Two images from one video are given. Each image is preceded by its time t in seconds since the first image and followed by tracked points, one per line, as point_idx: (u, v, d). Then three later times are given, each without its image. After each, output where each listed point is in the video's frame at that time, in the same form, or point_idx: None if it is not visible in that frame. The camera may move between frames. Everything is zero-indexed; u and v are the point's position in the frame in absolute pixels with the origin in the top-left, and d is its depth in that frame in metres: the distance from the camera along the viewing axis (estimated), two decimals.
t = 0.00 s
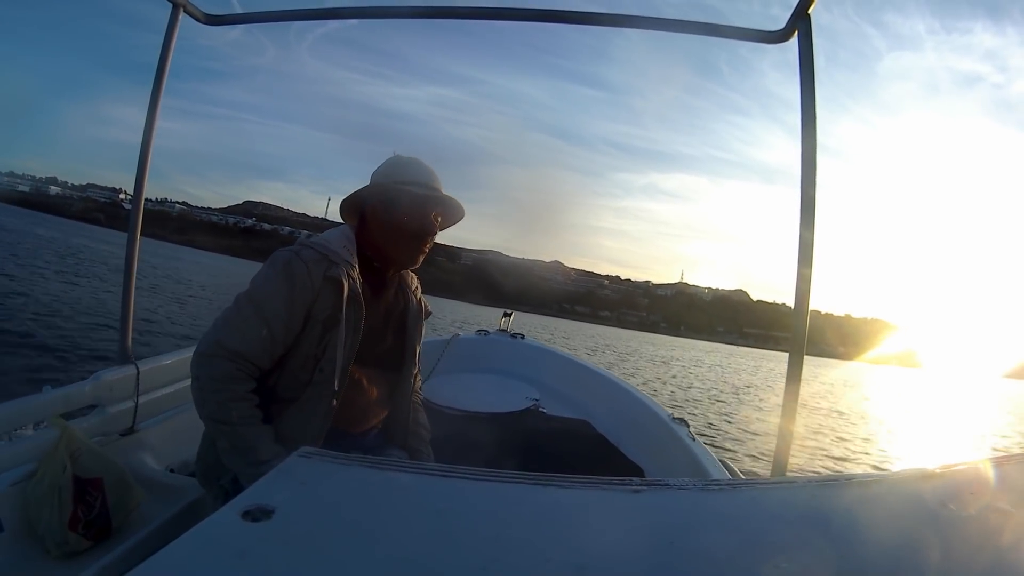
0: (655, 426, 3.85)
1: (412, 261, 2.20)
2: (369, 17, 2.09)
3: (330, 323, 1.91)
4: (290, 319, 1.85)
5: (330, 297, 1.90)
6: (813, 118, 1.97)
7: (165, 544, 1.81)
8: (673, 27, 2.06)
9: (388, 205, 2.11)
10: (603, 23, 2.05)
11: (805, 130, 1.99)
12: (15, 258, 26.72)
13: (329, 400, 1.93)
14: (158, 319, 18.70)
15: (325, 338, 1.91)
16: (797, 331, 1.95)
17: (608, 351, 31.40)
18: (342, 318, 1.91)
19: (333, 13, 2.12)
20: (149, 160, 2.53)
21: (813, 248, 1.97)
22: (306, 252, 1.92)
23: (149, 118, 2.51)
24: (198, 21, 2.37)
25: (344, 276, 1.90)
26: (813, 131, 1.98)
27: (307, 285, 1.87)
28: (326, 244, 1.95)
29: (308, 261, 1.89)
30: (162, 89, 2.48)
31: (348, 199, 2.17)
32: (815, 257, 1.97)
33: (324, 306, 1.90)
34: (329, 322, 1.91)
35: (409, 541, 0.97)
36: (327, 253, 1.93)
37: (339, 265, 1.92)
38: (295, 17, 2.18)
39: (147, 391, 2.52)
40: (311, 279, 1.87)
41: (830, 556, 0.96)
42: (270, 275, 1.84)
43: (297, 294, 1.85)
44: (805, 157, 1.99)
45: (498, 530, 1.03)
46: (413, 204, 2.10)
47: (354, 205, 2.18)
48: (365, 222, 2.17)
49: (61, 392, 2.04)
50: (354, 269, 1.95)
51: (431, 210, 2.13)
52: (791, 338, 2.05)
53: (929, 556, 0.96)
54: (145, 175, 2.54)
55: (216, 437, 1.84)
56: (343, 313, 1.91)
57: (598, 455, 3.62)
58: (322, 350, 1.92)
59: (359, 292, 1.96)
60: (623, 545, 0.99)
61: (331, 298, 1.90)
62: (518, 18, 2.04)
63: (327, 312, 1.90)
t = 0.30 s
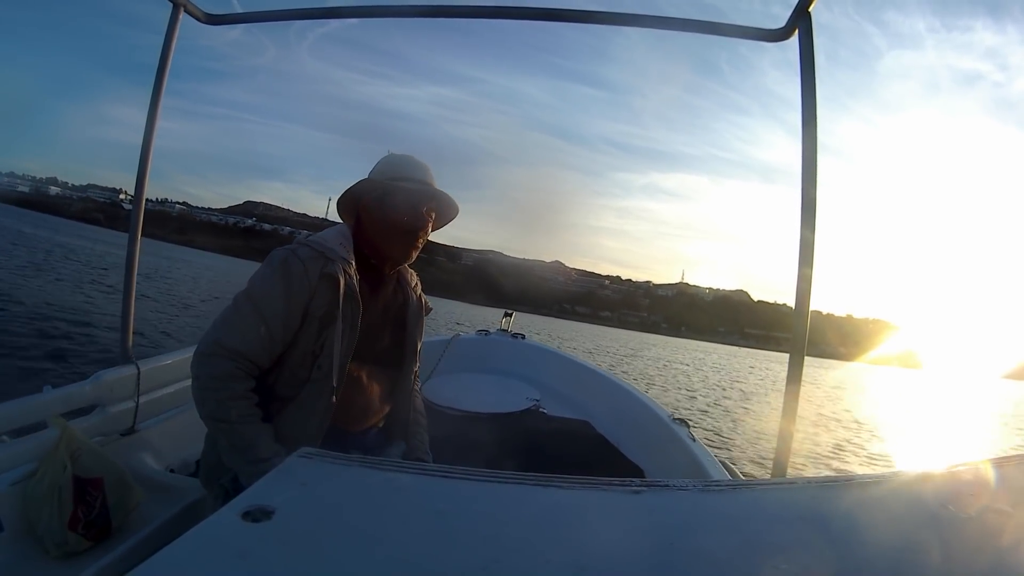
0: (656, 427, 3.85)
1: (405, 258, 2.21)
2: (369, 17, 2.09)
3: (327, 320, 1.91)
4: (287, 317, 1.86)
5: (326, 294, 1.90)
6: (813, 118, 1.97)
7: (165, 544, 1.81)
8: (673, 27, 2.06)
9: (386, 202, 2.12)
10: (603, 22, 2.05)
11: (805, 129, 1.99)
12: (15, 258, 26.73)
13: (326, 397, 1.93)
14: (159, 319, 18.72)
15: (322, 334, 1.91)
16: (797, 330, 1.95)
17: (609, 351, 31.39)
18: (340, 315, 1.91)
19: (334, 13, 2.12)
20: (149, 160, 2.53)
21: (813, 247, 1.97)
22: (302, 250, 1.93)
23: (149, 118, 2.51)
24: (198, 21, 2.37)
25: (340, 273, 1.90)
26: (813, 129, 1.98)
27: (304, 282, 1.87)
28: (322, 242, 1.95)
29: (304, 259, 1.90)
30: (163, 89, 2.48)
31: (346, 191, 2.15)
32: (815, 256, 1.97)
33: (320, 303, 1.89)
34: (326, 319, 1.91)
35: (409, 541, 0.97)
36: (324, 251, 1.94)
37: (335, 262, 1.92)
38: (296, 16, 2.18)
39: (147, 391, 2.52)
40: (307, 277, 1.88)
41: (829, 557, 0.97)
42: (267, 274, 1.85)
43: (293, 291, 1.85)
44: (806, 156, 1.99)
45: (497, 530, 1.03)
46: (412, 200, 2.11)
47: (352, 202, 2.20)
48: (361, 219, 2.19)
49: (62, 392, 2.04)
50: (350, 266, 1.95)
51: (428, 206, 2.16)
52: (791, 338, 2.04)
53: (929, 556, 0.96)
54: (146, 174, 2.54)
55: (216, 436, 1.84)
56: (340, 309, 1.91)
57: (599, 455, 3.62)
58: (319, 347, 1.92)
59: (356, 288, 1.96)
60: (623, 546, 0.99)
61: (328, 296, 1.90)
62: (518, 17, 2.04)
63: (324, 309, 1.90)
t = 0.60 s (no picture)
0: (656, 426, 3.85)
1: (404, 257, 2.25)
2: (369, 16, 2.09)
3: (326, 320, 1.91)
4: (287, 316, 1.86)
5: (325, 293, 1.90)
6: (814, 117, 1.97)
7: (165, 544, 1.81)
8: (673, 26, 2.06)
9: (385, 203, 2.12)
10: (603, 21, 2.05)
11: (805, 128, 1.98)
12: (15, 258, 26.73)
13: (325, 396, 1.93)
14: (159, 319, 18.73)
15: (321, 334, 1.91)
16: (797, 329, 1.95)
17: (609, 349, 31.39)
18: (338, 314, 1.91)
19: (334, 13, 2.12)
20: (149, 160, 2.53)
21: (813, 246, 1.97)
22: (300, 250, 1.93)
23: (149, 118, 2.51)
24: (198, 21, 2.37)
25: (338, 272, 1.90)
26: (813, 128, 1.97)
27: (302, 282, 1.87)
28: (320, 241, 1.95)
29: (303, 258, 1.90)
30: (162, 89, 2.48)
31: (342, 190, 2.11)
32: (815, 254, 1.97)
33: (319, 303, 1.90)
34: (324, 319, 1.91)
35: (409, 542, 0.97)
36: (322, 250, 1.93)
37: (332, 261, 1.92)
38: (296, 16, 2.18)
39: (148, 390, 2.52)
40: (305, 276, 1.88)
41: (829, 557, 0.96)
42: (265, 273, 1.85)
43: (291, 291, 1.85)
44: (806, 155, 1.98)
45: (497, 531, 1.03)
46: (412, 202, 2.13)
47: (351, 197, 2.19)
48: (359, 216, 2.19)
49: (62, 392, 2.04)
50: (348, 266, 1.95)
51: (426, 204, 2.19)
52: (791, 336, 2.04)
53: (929, 557, 0.96)
54: (145, 174, 2.54)
55: (217, 437, 1.84)
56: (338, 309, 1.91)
57: (600, 454, 3.62)
58: (318, 346, 1.92)
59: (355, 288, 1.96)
60: (623, 546, 0.99)
61: (326, 295, 1.90)
62: (518, 16, 2.04)
63: (323, 308, 1.90)
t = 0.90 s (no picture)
0: (656, 425, 3.85)
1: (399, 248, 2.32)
2: (369, 16, 2.09)
3: (314, 318, 1.91)
4: (279, 316, 1.88)
5: (312, 292, 1.91)
6: (814, 116, 1.97)
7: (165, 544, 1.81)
8: (673, 25, 2.06)
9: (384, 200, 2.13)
10: (603, 21, 2.05)
11: (805, 127, 1.98)
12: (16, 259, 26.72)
13: (318, 395, 1.93)
14: (160, 320, 18.73)
15: (309, 333, 1.92)
16: (798, 328, 1.95)
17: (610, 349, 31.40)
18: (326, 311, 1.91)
19: (334, 13, 2.12)
20: (149, 160, 2.53)
21: (813, 245, 1.97)
22: (290, 251, 1.96)
23: (149, 118, 2.51)
24: (198, 21, 2.37)
25: (324, 270, 1.91)
26: (813, 128, 1.97)
27: (289, 281, 1.89)
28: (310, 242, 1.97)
29: (291, 258, 1.93)
30: (162, 89, 2.48)
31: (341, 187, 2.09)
32: (815, 254, 1.97)
33: (306, 301, 1.91)
34: (312, 317, 1.91)
35: (410, 542, 0.97)
36: (311, 251, 1.96)
37: (321, 260, 1.94)
38: (296, 15, 2.18)
39: (148, 390, 2.52)
40: (293, 275, 1.90)
41: (829, 556, 0.96)
42: (258, 274, 1.89)
43: (280, 291, 1.88)
44: (806, 154, 1.98)
45: (498, 530, 1.03)
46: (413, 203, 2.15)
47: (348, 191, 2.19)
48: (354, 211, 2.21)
49: (62, 392, 2.04)
50: (336, 265, 1.95)
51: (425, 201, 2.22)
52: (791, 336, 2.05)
53: (929, 555, 0.96)
54: (145, 174, 2.54)
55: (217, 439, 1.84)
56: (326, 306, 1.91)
57: (600, 454, 3.61)
58: (307, 344, 1.92)
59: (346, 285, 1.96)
60: (624, 545, 0.99)
61: (314, 293, 1.91)
62: (518, 16, 2.04)
63: (310, 306, 1.91)
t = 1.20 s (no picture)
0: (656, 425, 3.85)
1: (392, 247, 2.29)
2: (369, 16, 2.09)
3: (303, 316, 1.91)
4: (271, 316, 1.89)
5: (301, 290, 1.92)
6: (813, 116, 1.97)
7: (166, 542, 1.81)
8: (673, 26, 2.06)
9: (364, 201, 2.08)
10: (603, 21, 2.05)
11: (805, 127, 1.98)
12: (15, 261, 26.71)
13: (310, 392, 1.91)
14: (159, 321, 18.73)
15: (299, 331, 1.92)
16: (797, 327, 1.95)
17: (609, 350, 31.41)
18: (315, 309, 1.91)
19: (334, 13, 2.12)
20: (149, 160, 2.53)
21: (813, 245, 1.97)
22: (281, 251, 1.97)
23: (149, 119, 2.51)
24: (198, 21, 2.37)
25: (312, 267, 1.91)
26: (813, 128, 1.97)
27: (278, 280, 1.90)
28: (299, 241, 1.97)
29: (281, 258, 1.94)
30: (162, 90, 2.48)
31: (325, 183, 2.07)
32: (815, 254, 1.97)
33: (296, 299, 1.92)
34: (302, 314, 1.92)
35: (410, 542, 0.97)
36: (300, 250, 1.96)
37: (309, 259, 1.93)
38: (296, 16, 2.17)
39: (148, 390, 2.52)
40: (281, 274, 1.91)
41: (830, 555, 0.96)
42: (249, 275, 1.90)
43: (269, 290, 1.89)
44: (806, 154, 1.98)
45: (499, 530, 1.02)
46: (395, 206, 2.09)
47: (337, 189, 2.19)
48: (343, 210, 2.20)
49: (61, 391, 2.04)
50: (325, 263, 1.93)
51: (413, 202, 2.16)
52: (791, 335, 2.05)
53: (930, 554, 0.96)
54: (145, 175, 2.54)
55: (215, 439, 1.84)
56: (316, 303, 1.90)
57: (600, 453, 3.61)
58: (298, 342, 1.92)
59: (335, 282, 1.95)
60: (625, 544, 0.99)
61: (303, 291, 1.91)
62: (518, 16, 2.04)
63: (299, 304, 1.92)
